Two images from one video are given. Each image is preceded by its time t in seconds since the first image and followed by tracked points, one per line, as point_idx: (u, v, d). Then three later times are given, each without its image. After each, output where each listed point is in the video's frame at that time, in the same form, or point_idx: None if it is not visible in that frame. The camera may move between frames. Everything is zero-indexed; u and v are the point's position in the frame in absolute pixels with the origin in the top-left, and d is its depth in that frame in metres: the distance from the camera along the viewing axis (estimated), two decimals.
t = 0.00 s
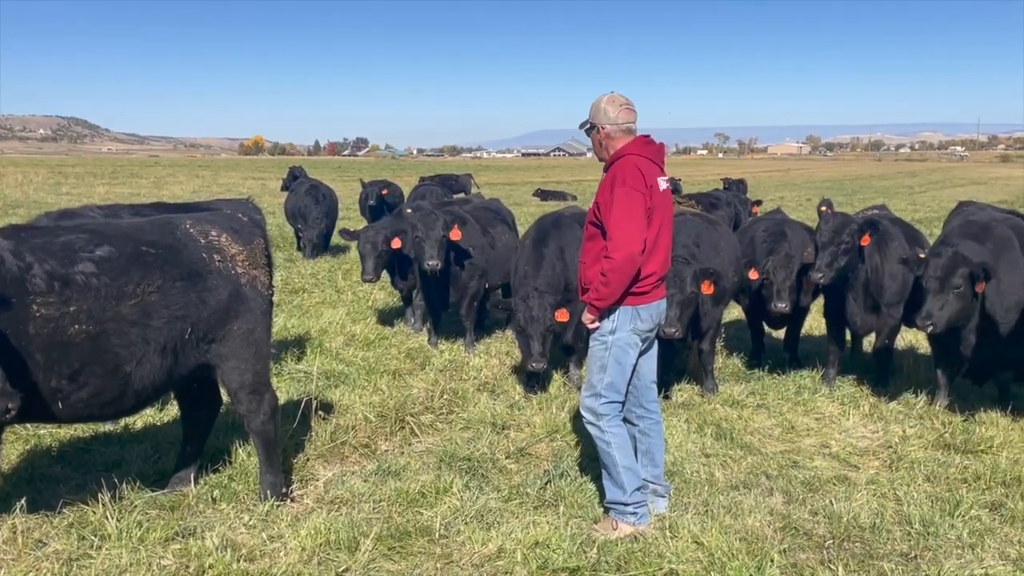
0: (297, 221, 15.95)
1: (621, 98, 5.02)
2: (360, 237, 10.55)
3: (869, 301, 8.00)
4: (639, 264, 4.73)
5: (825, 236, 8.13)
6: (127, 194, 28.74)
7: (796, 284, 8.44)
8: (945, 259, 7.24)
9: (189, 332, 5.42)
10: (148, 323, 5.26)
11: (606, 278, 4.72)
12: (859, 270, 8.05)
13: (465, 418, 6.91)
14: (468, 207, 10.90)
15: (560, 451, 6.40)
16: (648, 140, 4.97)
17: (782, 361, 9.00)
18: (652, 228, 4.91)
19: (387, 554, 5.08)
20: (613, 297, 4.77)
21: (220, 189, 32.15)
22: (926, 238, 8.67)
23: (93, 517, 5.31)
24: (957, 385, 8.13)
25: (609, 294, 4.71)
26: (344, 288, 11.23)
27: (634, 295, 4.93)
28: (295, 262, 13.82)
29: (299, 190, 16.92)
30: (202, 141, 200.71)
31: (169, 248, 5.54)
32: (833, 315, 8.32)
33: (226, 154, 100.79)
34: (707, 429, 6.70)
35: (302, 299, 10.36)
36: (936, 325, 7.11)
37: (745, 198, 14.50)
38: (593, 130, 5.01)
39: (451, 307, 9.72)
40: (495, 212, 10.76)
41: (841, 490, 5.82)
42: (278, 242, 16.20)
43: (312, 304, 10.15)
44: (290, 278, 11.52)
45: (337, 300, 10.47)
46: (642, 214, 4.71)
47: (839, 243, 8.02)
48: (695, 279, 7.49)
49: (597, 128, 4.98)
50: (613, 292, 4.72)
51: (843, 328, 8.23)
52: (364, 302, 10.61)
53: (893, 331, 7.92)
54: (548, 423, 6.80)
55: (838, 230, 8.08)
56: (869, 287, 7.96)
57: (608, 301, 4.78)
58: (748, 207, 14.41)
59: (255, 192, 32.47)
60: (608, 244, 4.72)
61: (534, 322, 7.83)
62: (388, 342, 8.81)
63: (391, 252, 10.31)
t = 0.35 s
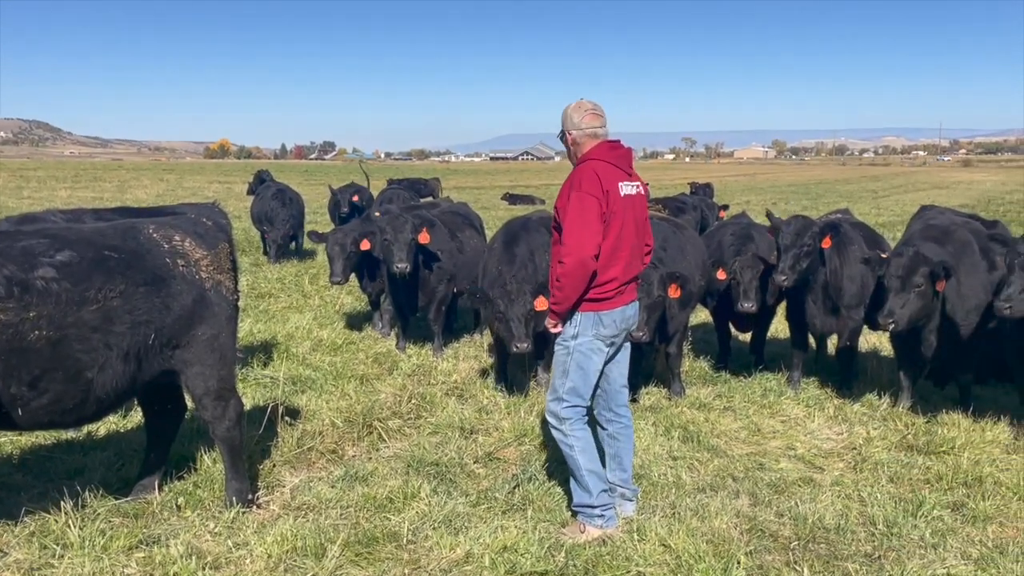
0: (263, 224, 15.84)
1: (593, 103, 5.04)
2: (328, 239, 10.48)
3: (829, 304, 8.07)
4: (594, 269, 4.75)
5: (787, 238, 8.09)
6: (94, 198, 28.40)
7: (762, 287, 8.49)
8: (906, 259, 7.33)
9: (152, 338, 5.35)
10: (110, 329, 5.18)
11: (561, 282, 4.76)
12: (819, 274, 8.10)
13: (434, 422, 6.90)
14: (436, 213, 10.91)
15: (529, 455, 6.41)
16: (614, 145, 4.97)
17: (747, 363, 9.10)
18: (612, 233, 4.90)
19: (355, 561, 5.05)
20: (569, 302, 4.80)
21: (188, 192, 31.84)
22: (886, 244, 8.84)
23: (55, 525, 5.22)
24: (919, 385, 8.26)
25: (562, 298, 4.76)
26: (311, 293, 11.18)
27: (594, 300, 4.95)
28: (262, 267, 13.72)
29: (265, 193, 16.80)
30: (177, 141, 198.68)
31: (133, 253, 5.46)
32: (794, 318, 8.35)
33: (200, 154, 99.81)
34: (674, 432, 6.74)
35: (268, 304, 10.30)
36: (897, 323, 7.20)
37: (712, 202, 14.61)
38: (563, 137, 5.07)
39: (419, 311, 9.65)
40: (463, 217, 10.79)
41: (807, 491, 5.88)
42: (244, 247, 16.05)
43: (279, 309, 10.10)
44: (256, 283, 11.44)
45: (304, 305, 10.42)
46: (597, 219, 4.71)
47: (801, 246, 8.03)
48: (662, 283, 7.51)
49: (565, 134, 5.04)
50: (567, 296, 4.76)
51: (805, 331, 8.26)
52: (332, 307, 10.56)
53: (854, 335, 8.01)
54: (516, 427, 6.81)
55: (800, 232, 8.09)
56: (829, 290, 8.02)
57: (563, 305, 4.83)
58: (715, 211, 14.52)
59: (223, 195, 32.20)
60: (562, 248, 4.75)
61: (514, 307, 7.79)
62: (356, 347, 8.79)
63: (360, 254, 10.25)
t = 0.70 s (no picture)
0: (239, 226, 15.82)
1: (578, 106, 5.10)
2: (309, 239, 10.42)
3: (804, 305, 8.13)
4: (561, 271, 4.78)
5: (763, 240, 8.13)
6: (71, 201, 28.14)
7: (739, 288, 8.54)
8: (880, 260, 7.42)
9: (128, 342, 5.30)
10: (85, 333, 5.13)
11: (529, 284, 4.81)
12: (795, 275, 8.16)
13: (412, 426, 6.91)
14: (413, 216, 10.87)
15: (507, 458, 6.42)
16: (591, 149, 4.99)
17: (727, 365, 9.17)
18: (583, 236, 4.90)
19: (333, 564, 5.02)
20: (537, 304, 4.85)
21: (167, 195, 31.61)
22: (859, 246, 8.94)
23: (29, 531, 5.17)
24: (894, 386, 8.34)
25: (530, 300, 4.81)
26: (289, 296, 11.15)
27: (566, 302, 4.97)
28: (240, 270, 13.67)
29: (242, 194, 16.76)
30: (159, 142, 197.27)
31: (108, 256, 5.42)
32: (770, 320, 8.40)
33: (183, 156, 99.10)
34: (652, 434, 6.77)
35: (245, 307, 10.27)
36: (873, 325, 7.26)
37: (691, 205, 14.70)
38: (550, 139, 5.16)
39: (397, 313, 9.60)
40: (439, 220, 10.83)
41: (783, 492, 5.92)
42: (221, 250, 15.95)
43: (256, 312, 10.07)
44: (233, 286, 11.40)
45: (281, 308, 10.40)
46: (563, 221, 4.74)
47: (777, 248, 8.08)
48: (640, 284, 7.54)
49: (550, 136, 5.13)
50: (534, 298, 4.80)
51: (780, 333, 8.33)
52: (310, 310, 10.54)
53: (830, 336, 8.06)
54: (495, 430, 6.82)
55: (776, 235, 8.13)
56: (805, 292, 8.07)
57: (532, 308, 4.88)
58: (693, 214, 14.62)
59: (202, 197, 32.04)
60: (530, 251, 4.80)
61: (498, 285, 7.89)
62: (334, 350, 8.79)
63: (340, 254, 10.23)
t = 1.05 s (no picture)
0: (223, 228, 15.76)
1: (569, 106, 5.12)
2: (297, 239, 10.33)
3: (786, 305, 8.18)
4: (530, 271, 4.86)
5: (747, 241, 8.11)
6: (54, 202, 27.94)
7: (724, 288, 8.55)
8: (863, 261, 7.45)
9: (110, 344, 5.28)
10: (67, 335, 5.09)
11: (502, 283, 4.94)
12: (779, 275, 8.21)
13: (397, 427, 6.91)
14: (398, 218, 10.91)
15: (492, 459, 6.43)
16: (570, 150, 5.03)
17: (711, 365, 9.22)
18: (557, 237, 4.95)
19: (318, 566, 5.01)
20: (510, 303, 4.97)
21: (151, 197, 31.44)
22: (841, 247, 8.98)
23: (11, 534, 5.13)
24: (877, 386, 8.40)
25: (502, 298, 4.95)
26: (273, 298, 11.13)
27: (542, 302, 5.03)
28: (224, 272, 13.61)
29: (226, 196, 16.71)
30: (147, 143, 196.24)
31: (91, 258, 5.38)
32: (753, 321, 8.44)
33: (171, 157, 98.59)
34: (637, 434, 6.79)
35: (229, 309, 10.24)
36: (855, 325, 7.30)
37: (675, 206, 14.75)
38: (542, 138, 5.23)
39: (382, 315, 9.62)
40: (425, 223, 10.85)
41: (767, 492, 5.95)
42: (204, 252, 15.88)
43: (240, 314, 10.04)
44: (217, 288, 11.36)
45: (266, 310, 10.37)
46: (532, 221, 4.82)
47: (761, 249, 8.08)
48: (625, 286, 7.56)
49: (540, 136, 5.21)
50: (505, 297, 4.92)
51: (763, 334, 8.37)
52: (295, 312, 10.52)
53: (811, 336, 8.11)
54: (480, 431, 6.82)
55: (760, 235, 8.13)
56: (786, 292, 8.12)
57: (507, 306, 5.00)
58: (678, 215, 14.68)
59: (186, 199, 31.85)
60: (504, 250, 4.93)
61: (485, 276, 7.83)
62: (319, 352, 8.78)
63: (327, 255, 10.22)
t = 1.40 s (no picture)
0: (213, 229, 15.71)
1: (565, 107, 5.13)
2: (291, 239, 10.10)
3: (775, 306, 8.21)
4: (508, 268, 4.94)
5: (737, 242, 8.15)
6: (43, 203, 27.79)
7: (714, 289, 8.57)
8: (852, 261, 7.47)
9: (100, 345, 5.24)
10: (56, 336, 5.07)
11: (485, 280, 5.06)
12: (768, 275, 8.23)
13: (388, 427, 6.91)
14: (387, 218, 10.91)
15: (483, 459, 6.44)
16: (557, 150, 5.07)
17: (701, 365, 9.26)
18: (538, 236, 5.00)
19: (309, 567, 5.00)
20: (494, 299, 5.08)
21: (141, 197, 31.31)
22: (829, 247, 9.03)
23: None
24: (867, 386, 8.43)
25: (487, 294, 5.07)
26: (263, 299, 11.11)
27: (525, 301, 5.08)
28: (213, 272, 13.57)
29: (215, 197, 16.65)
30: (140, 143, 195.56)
31: (80, 259, 5.36)
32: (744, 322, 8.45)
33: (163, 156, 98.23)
34: (627, 434, 6.81)
35: (219, 310, 10.22)
36: (846, 325, 7.32)
37: (665, 206, 14.76)
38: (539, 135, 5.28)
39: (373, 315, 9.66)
40: (415, 222, 10.86)
41: (757, 491, 5.97)
42: (194, 253, 15.83)
43: (230, 315, 10.02)
44: (207, 289, 11.33)
45: (256, 311, 10.35)
46: (510, 219, 4.91)
47: (751, 250, 8.11)
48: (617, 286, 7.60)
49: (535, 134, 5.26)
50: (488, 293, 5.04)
51: (753, 335, 8.39)
52: (286, 312, 10.50)
53: (799, 336, 8.14)
54: (471, 432, 6.83)
55: (750, 236, 8.16)
56: (775, 292, 8.15)
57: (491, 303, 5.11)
58: (667, 215, 14.70)
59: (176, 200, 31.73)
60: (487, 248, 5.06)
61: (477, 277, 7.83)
62: (309, 353, 8.77)
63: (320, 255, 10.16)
